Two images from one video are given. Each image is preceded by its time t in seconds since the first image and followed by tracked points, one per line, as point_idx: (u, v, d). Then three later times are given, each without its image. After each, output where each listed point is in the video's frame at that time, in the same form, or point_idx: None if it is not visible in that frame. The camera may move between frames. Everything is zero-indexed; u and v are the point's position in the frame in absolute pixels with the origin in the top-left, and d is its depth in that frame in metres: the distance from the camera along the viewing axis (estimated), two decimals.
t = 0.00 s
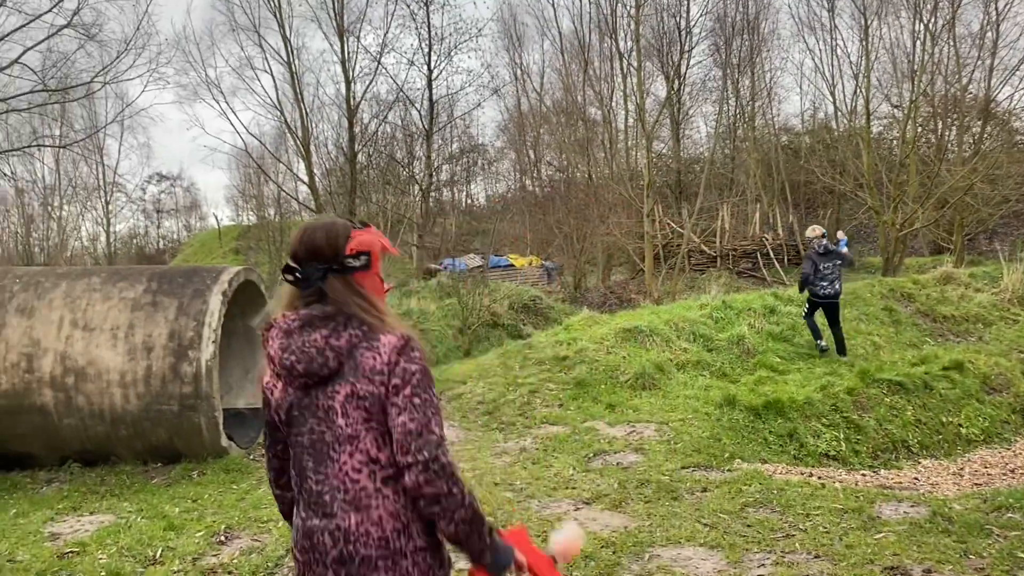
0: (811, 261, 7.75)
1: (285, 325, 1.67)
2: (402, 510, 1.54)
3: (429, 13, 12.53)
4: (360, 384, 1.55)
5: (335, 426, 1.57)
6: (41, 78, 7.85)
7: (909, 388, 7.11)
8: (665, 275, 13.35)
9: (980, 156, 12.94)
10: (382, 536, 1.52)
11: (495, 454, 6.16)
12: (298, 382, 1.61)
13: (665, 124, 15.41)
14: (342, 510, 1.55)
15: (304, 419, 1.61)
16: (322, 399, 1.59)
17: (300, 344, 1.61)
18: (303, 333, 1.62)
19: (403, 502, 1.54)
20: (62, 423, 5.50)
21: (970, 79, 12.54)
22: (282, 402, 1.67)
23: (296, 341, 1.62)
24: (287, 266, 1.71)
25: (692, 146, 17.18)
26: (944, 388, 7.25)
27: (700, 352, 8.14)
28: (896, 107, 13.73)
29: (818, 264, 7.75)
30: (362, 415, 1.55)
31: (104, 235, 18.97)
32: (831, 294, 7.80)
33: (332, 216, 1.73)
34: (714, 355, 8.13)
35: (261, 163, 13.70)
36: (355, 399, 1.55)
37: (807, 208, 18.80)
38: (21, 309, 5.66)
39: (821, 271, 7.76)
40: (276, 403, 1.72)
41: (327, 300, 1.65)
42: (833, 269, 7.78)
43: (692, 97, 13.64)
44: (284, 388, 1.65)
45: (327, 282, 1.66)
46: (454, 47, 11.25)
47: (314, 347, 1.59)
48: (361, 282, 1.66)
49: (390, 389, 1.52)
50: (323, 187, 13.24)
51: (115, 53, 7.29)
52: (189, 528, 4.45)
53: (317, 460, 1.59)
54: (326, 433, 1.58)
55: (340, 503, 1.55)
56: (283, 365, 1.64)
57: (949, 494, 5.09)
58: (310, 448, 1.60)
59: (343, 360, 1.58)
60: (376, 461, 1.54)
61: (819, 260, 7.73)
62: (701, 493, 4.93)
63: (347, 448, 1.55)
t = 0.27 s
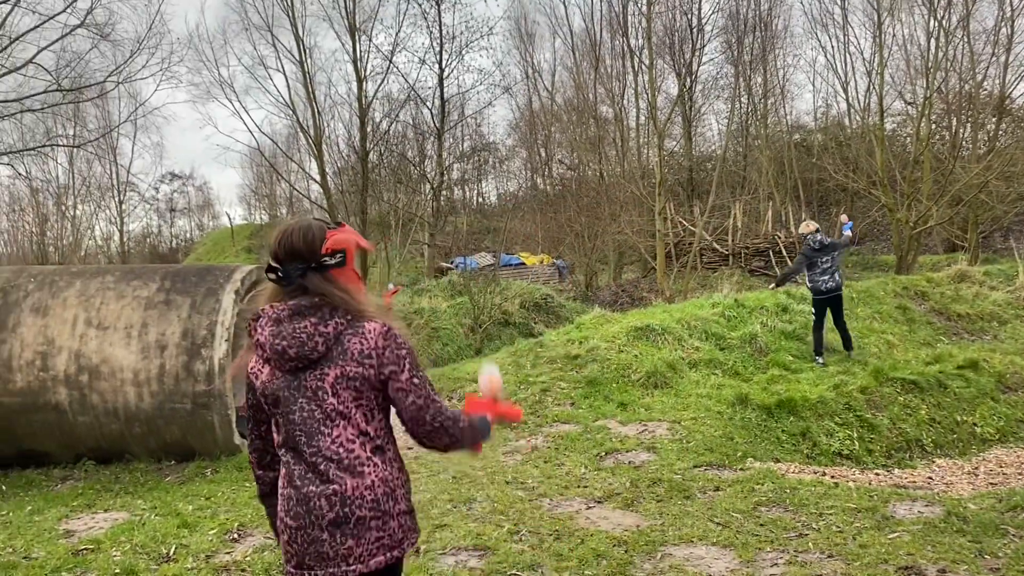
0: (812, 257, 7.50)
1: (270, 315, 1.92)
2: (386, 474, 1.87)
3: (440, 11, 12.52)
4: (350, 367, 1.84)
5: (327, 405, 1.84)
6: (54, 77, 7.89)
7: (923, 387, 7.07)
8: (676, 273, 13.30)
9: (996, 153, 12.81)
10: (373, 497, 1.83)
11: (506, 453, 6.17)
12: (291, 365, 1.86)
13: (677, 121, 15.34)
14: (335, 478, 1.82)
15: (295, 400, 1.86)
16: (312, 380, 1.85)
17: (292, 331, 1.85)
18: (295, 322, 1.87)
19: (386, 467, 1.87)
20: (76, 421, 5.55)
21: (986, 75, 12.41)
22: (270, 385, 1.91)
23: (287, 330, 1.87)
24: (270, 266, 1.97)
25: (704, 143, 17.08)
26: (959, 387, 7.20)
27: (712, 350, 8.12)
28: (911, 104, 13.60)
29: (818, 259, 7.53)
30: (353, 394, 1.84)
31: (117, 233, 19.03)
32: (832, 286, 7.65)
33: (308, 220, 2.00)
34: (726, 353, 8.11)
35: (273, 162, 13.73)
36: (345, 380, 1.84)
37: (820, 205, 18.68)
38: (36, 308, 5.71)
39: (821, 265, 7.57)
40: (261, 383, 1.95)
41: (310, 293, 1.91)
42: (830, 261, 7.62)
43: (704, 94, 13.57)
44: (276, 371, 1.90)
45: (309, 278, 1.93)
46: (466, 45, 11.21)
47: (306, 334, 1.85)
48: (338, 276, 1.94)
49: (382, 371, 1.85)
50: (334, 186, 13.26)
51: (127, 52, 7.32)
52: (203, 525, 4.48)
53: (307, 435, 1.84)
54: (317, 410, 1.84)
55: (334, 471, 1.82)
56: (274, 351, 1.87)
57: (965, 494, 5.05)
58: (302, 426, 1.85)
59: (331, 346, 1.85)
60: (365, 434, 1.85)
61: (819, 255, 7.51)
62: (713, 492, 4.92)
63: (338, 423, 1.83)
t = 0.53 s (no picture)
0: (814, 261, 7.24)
1: (268, 308, 1.89)
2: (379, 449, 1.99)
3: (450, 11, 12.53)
4: (350, 344, 1.93)
5: (342, 384, 1.90)
6: (67, 78, 7.95)
7: (935, 386, 7.03)
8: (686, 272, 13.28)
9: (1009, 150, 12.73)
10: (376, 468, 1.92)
11: (516, 452, 6.17)
12: (304, 350, 1.86)
13: (687, 120, 15.31)
14: (337, 442, 1.85)
15: (308, 382, 1.86)
16: (327, 362, 1.88)
17: (311, 318, 1.88)
18: (310, 311, 1.89)
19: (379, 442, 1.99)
20: (89, 419, 5.58)
21: (998, 72, 12.33)
22: (273, 374, 1.85)
23: (304, 319, 1.87)
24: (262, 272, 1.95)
25: (714, 142, 17.04)
26: (972, 386, 7.15)
27: (722, 349, 8.11)
28: (922, 101, 13.53)
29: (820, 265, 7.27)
30: (356, 365, 1.94)
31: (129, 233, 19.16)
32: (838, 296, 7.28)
33: (289, 224, 1.99)
34: (736, 352, 8.09)
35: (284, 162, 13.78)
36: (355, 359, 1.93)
37: (831, 204, 18.61)
38: (49, 308, 5.74)
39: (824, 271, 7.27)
40: (241, 377, 1.86)
41: (306, 291, 1.92)
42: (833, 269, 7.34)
43: (714, 93, 13.54)
44: (283, 358, 1.85)
45: (300, 278, 1.93)
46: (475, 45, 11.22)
47: (324, 320, 1.89)
48: (330, 273, 1.96)
49: (379, 347, 2.01)
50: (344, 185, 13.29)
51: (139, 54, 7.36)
52: (215, 523, 4.51)
53: (319, 415, 1.85)
54: (322, 384, 1.87)
55: (336, 435, 1.85)
56: (279, 336, 1.85)
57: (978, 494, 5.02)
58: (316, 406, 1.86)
59: (342, 332, 1.92)
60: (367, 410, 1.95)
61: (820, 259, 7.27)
62: (724, 491, 4.91)
63: (349, 400, 1.90)
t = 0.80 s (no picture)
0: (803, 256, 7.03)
1: (206, 324, 2.15)
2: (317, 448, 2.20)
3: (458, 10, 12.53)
4: (283, 355, 2.17)
5: (278, 387, 2.13)
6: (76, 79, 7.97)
7: (945, 386, 7.01)
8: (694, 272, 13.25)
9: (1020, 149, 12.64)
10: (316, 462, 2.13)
11: (524, 452, 6.18)
12: (239, 360, 2.11)
13: (695, 119, 15.26)
14: (277, 441, 2.07)
15: (245, 386, 2.10)
16: (263, 368, 2.13)
17: (243, 331, 2.14)
18: (244, 325, 2.15)
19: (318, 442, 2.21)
20: (97, 420, 5.62)
21: (1008, 70, 12.25)
22: (214, 382, 2.09)
23: (237, 331, 2.13)
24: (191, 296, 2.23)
25: (723, 141, 16.99)
26: (982, 385, 7.12)
27: (730, 349, 8.09)
28: (932, 100, 13.46)
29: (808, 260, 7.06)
30: (288, 371, 2.17)
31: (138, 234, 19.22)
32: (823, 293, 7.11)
33: (215, 253, 2.26)
34: (744, 352, 8.08)
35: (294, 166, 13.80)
36: (289, 366, 2.17)
37: (840, 203, 18.54)
38: (58, 308, 5.77)
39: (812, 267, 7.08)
40: (185, 385, 2.10)
41: (236, 311, 2.18)
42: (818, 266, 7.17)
43: (722, 92, 13.50)
44: (219, 367, 2.09)
45: (227, 300, 2.20)
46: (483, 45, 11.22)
47: (256, 331, 2.15)
48: (252, 293, 2.22)
49: (309, 353, 2.22)
50: (352, 187, 13.31)
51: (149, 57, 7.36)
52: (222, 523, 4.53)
53: (256, 416, 2.09)
54: (257, 390, 2.10)
55: (276, 435, 2.08)
56: (215, 348, 2.11)
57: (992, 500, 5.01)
58: (253, 408, 2.09)
59: (274, 341, 2.16)
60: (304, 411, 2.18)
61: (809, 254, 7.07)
62: (732, 491, 4.90)
63: (287, 402, 2.14)
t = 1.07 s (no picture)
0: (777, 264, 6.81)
1: (105, 352, 2.33)
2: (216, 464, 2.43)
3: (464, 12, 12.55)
4: (181, 374, 2.40)
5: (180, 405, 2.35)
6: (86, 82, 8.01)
7: (953, 387, 7.00)
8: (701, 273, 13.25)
9: None
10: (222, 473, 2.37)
11: (531, 453, 6.19)
12: (144, 382, 2.30)
13: (702, 120, 15.24)
14: (190, 454, 2.29)
15: (151, 407, 2.29)
16: (166, 389, 2.33)
17: (143, 355, 2.33)
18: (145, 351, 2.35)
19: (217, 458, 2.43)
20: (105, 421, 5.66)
21: (1016, 70, 12.20)
22: (121, 402, 2.25)
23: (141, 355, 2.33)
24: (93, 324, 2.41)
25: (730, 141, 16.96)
26: (990, 387, 7.10)
27: (737, 350, 8.09)
28: (939, 100, 13.42)
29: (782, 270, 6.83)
30: (189, 392, 2.39)
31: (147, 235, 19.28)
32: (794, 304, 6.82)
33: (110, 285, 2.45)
34: (751, 353, 8.08)
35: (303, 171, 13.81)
36: (188, 385, 2.40)
37: (848, 204, 18.50)
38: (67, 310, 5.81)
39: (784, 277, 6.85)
40: (82, 412, 2.19)
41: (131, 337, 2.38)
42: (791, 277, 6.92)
43: (729, 94, 13.49)
44: (125, 390, 2.26)
45: (126, 325, 2.40)
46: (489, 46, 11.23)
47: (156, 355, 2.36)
48: (150, 317, 2.44)
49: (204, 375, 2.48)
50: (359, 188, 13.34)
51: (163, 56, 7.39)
52: (229, 525, 4.55)
53: (164, 433, 2.28)
54: (162, 408, 2.31)
55: (187, 449, 2.29)
56: (117, 373, 2.27)
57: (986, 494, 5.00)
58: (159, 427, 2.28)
59: (173, 364, 2.39)
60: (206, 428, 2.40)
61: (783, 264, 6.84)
62: (740, 493, 4.89)
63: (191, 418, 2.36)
